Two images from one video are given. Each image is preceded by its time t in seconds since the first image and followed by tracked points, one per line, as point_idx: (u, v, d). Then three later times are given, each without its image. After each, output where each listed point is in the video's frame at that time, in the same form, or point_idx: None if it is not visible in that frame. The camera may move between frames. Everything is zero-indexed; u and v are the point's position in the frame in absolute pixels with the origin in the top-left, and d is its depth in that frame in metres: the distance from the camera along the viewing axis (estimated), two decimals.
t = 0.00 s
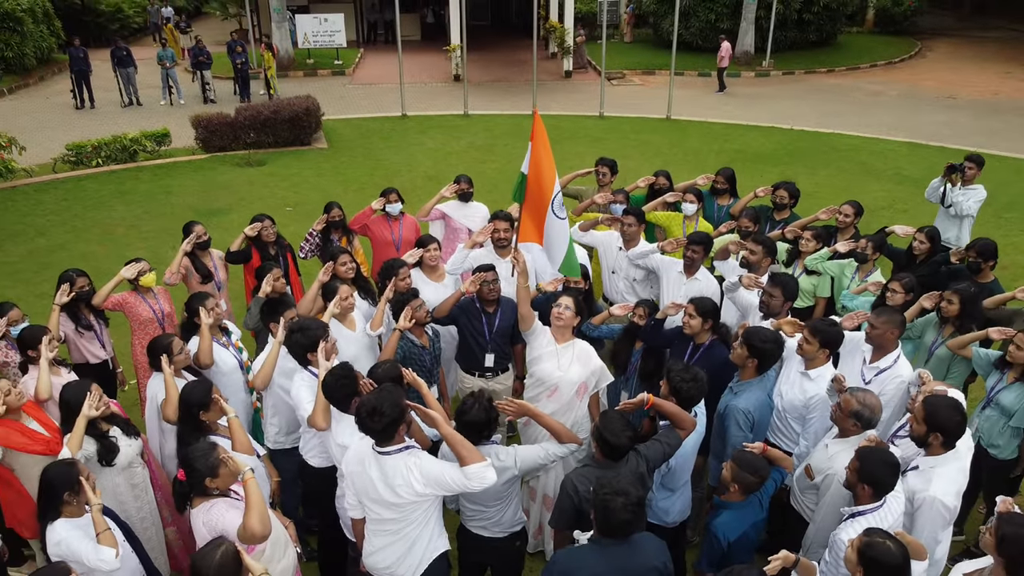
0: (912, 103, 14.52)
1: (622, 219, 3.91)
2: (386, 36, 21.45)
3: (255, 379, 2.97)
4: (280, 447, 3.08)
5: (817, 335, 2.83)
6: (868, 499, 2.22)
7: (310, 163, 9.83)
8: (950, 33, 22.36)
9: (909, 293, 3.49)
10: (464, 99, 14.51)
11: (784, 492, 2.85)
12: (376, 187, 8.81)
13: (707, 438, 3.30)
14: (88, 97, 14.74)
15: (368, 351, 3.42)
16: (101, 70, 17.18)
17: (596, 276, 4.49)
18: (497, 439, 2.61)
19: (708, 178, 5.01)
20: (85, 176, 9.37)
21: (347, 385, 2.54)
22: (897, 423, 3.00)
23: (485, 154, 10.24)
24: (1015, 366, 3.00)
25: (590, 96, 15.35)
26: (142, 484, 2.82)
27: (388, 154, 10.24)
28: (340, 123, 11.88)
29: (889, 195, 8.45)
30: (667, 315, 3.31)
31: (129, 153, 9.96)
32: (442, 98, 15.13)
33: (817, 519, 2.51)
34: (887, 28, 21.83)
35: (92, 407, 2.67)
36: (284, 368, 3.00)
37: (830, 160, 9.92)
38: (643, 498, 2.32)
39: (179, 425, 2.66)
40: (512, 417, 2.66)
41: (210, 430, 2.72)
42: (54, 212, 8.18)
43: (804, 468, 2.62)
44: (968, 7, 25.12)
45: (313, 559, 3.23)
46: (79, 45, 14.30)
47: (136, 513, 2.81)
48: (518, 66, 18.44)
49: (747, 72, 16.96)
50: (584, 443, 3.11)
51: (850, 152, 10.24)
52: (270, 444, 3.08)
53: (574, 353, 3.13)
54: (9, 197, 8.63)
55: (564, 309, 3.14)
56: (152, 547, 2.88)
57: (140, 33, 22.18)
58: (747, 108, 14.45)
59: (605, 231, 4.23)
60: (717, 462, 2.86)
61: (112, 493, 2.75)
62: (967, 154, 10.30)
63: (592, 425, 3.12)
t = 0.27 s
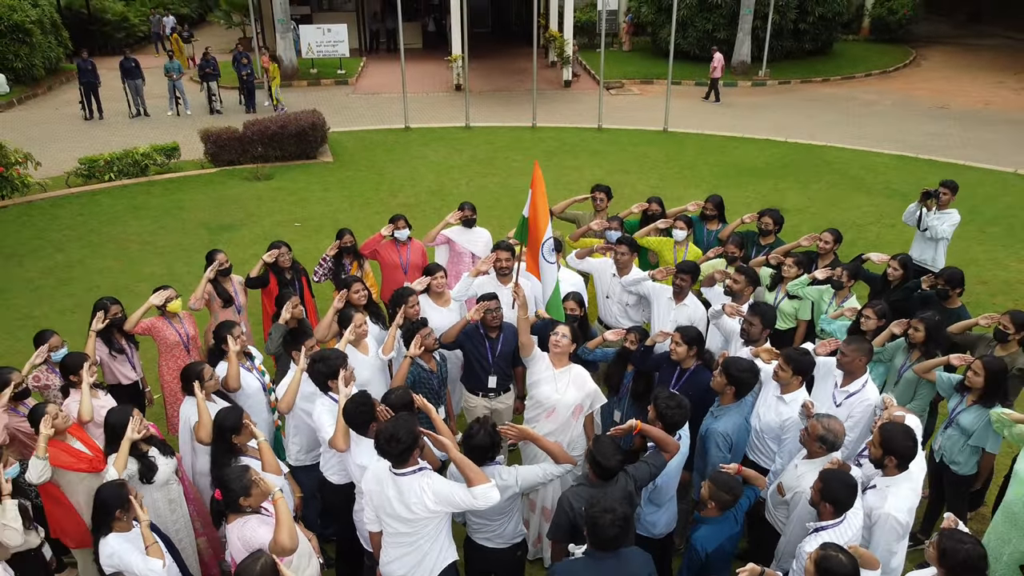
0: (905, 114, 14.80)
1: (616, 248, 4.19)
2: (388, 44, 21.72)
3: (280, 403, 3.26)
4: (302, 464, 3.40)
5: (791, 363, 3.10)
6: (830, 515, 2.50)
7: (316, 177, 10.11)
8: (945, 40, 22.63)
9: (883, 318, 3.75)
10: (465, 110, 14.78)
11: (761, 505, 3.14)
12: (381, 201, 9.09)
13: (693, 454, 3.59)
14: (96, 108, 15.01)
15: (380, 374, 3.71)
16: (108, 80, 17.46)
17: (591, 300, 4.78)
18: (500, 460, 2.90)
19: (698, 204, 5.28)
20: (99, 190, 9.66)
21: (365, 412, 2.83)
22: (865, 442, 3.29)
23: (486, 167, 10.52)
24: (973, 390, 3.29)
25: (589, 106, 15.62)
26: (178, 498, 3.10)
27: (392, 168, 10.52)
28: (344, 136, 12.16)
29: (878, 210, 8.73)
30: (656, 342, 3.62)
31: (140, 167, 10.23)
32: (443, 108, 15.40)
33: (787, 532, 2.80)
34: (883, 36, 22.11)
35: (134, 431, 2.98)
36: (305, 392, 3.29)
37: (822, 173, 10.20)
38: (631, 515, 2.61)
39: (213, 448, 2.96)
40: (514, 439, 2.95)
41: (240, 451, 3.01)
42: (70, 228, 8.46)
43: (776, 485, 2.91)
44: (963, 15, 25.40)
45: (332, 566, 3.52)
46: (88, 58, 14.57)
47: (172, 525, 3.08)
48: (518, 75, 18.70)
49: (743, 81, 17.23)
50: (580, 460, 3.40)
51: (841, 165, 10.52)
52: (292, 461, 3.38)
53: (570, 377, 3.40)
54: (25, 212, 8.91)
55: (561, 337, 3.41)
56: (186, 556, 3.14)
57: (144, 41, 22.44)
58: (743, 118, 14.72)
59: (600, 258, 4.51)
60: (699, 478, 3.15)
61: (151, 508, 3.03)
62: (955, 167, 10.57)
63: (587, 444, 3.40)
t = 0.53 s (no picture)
0: (896, 126, 15.12)
1: (608, 279, 4.53)
2: (390, 54, 22.02)
3: (301, 429, 3.59)
4: (320, 482, 3.74)
5: (765, 393, 3.42)
6: (793, 534, 2.84)
7: (322, 193, 10.44)
8: (938, 50, 22.94)
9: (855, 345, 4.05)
10: (466, 123, 15.10)
11: (737, 520, 3.48)
12: (385, 218, 9.41)
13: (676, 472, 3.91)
14: (105, 121, 15.31)
15: (391, 399, 4.02)
16: (115, 91, 17.77)
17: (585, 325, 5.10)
18: (501, 482, 3.23)
19: (686, 233, 5.61)
20: (112, 207, 9.98)
21: (380, 440, 3.16)
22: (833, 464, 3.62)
23: (487, 183, 10.84)
24: (932, 416, 3.62)
25: (588, 118, 15.94)
26: (209, 516, 3.43)
27: (395, 184, 10.84)
28: (349, 150, 12.48)
29: (864, 227, 9.05)
30: (644, 369, 3.91)
31: (152, 183, 10.55)
32: (444, 121, 15.71)
33: (758, 547, 3.13)
34: (877, 46, 22.43)
35: (172, 455, 3.30)
36: (324, 419, 3.62)
37: (812, 189, 10.53)
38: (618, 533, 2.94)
39: (243, 471, 3.28)
40: (513, 463, 3.28)
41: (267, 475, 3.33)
42: (87, 245, 8.78)
43: (749, 504, 3.24)
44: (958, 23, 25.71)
45: None
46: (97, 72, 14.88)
47: (203, 539, 3.41)
48: (518, 86, 19.01)
49: (739, 93, 17.56)
50: (573, 481, 3.70)
51: (831, 181, 10.85)
52: (312, 480, 3.73)
53: (565, 403, 3.69)
54: (42, 229, 9.23)
55: (557, 366, 3.70)
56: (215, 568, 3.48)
57: (150, 51, 22.75)
58: (738, 129, 15.03)
59: (594, 287, 4.84)
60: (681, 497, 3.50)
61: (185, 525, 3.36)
62: (942, 183, 10.90)
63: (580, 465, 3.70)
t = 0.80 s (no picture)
0: (886, 140, 15.53)
1: (599, 309, 4.94)
2: (393, 65, 22.39)
3: (322, 452, 4.01)
4: (338, 499, 4.15)
5: (738, 420, 3.82)
6: (757, 548, 3.25)
7: (329, 211, 10.85)
8: (930, 60, 23.35)
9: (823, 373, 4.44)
10: (467, 138, 15.50)
11: (712, 533, 3.89)
12: (391, 237, 9.83)
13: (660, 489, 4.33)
14: (116, 136, 15.63)
15: (402, 423, 4.42)
16: (124, 104, 18.13)
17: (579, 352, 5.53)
18: (502, 502, 3.64)
19: (673, 263, 6.02)
20: (128, 226, 10.39)
21: (394, 464, 3.56)
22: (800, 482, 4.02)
23: (488, 201, 11.25)
24: (889, 440, 4.02)
25: (586, 131, 16.33)
26: (241, 531, 3.85)
27: (399, 201, 11.25)
28: (354, 167, 12.89)
29: (849, 246, 9.46)
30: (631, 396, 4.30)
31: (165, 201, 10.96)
32: (446, 134, 16.11)
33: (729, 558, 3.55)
34: (871, 57, 22.82)
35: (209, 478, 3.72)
36: (343, 443, 4.04)
37: (801, 207, 10.94)
38: (604, 547, 3.34)
39: (273, 492, 3.69)
40: (512, 485, 3.68)
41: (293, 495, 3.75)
42: (106, 264, 9.18)
43: (722, 520, 3.65)
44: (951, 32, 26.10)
45: None
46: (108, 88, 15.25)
47: (236, 552, 3.83)
48: (518, 99, 19.38)
49: (734, 106, 17.95)
50: (567, 498, 4.08)
51: (819, 199, 11.26)
52: (332, 497, 4.15)
53: (558, 428, 4.07)
54: (62, 249, 9.64)
55: (552, 395, 4.07)
56: None
57: (156, 62, 23.11)
58: (732, 143, 15.42)
59: (587, 316, 5.25)
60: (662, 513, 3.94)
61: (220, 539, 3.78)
62: (926, 200, 11.32)
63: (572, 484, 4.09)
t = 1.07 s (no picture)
0: (873, 153, 16.03)
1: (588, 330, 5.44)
2: (395, 76, 22.86)
3: (340, 461, 4.52)
4: (354, 503, 4.67)
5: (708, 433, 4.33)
6: (719, 546, 3.77)
7: (336, 226, 11.36)
8: (921, 70, 23.84)
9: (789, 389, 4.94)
10: (468, 151, 16.00)
11: (684, 533, 4.41)
12: (395, 252, 10.35)
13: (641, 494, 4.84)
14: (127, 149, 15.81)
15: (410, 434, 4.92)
16: (133, 115, 18.58)
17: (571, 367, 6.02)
18: (499, 506, 4.15)
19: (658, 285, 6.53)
20: (144, 241, 10.89)
21: (405, 473, 4.07)
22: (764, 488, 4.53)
23: (488, 216, 11.76)
24: (843, 451, 4.53)
25: (583, 143, 16.82)
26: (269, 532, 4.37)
27: (403, 216, 11.77)
28: (358, 181, 13.41)
29: (830, 261, 9.97)
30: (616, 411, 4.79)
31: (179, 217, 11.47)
32: (447, 147, 16.61)
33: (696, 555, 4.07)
34: (862, 67, 23.32)
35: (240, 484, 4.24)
36: (359, 453, 4.55)
37: (787, 221, 11.45)
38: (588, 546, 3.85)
39: (297, 497, 4.21)
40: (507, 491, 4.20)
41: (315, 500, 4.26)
42: (125, 279, 9.69)
43: (691, 521, 4.17)
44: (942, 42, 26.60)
45: None
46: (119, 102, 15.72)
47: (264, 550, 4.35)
48: (517, 110, 19.87)
49: (727, 118, 18.46)
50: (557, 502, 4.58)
51: (805, 213, 11.77)
52: (348, 501, 4.66)
53: (547, 440, 4.57)
54: (83, 264, 10.14)
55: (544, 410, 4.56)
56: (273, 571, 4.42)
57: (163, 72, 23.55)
58: (725, 155, 15.92)
59: (577, 335, 5.74)
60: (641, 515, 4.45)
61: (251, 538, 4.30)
62: (906, 215, 11.84)
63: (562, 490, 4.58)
